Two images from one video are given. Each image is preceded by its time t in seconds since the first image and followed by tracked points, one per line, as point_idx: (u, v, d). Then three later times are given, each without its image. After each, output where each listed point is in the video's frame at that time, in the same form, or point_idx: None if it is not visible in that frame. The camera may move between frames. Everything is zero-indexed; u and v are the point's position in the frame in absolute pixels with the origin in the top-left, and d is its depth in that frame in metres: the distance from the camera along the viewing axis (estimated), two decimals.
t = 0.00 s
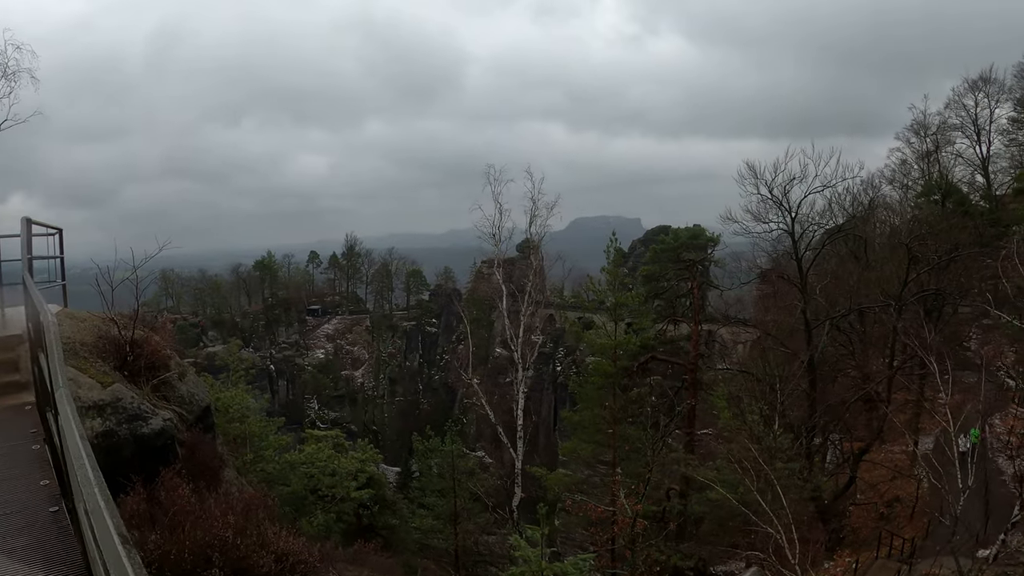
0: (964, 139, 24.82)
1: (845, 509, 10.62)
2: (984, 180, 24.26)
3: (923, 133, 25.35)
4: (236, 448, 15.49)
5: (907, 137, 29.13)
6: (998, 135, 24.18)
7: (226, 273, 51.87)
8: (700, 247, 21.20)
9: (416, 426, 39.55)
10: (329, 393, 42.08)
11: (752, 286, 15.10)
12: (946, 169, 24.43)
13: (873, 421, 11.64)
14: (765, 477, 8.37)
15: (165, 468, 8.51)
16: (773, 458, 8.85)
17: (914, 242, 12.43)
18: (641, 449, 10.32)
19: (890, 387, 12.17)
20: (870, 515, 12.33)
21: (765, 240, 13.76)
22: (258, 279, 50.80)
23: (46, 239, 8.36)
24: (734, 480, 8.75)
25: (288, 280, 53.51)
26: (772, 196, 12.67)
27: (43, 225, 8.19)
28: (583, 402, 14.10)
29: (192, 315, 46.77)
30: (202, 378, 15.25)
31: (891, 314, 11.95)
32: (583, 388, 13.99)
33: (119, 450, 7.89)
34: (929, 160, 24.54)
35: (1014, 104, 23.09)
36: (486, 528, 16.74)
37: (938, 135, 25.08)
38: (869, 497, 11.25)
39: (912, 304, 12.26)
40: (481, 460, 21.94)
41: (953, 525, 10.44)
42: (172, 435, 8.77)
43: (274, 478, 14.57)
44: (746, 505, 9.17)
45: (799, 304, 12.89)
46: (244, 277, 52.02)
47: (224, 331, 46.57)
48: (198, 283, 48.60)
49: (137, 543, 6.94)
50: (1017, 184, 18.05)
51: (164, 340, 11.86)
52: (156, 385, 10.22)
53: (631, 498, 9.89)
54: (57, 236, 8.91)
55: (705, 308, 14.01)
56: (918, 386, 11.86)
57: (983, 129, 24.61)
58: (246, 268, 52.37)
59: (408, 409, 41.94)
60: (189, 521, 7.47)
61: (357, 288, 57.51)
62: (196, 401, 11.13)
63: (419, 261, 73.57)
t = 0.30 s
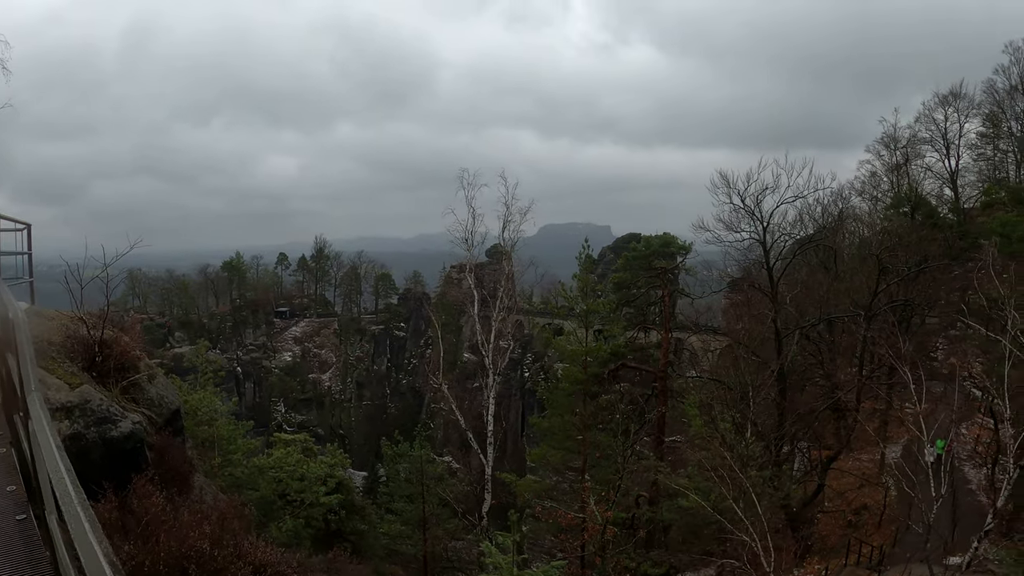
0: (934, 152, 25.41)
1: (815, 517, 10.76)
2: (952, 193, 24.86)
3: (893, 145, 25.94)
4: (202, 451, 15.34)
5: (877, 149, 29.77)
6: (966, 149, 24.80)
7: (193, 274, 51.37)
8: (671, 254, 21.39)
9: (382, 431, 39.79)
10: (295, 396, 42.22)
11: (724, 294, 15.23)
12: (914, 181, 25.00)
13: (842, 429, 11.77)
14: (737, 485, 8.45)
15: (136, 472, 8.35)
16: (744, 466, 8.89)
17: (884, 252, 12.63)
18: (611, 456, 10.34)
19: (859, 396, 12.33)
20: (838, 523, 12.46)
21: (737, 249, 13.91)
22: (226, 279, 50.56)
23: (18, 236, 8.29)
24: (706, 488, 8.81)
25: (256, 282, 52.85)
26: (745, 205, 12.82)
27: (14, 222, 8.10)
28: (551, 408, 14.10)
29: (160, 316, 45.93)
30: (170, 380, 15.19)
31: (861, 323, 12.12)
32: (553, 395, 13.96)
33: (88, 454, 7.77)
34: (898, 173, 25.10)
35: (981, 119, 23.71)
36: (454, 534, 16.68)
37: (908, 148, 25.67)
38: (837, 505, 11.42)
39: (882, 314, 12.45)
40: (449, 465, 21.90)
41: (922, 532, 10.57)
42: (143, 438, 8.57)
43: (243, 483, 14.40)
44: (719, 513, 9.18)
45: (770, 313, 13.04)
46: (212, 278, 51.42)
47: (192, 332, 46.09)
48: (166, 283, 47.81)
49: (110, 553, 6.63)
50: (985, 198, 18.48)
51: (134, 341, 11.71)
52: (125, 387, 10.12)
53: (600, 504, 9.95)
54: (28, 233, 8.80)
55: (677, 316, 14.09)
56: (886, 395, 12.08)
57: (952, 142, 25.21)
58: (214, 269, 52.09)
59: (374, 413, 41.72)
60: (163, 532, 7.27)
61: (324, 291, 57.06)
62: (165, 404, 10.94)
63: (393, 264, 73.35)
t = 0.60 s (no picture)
0: (896, 150, 26.11)
1: (786, 511, 10.91)
2: (914, 190, 25.59)
3: (858, 144, 26.65)
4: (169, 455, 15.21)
5: (840, 146, 30.46)
6: (928, 147, 25.54)
7: (155, 273, 50.25)
8: (638, 251, 21.59)
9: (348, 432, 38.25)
10: (259, 396, 41.68)
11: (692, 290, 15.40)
12: (877, 178, 25.68)
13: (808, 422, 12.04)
14: (710, 480, 8.53)
15: (110, 479, 8.55)
16: (714, 463, 9.00)
17: (847, 249, 12.90)
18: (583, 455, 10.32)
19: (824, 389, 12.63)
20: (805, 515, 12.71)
21: (704, 246, 14.13)
22: (189, 279, 49.87)
23: None
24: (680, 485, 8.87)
25: (219, 281, 51.86)
26: (711, 203, 13.01)
27: None
28: (520, 406, 14.12)
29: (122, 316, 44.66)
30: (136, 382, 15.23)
31: (825, 319, 12.37)
32: (521, 391, 13.98)
33: (60, 463, 7.84)
34: (862, 170, 25.73)
35: (943, 118, 24.42)
36: (424, 533, 16.57)
37: (871, 145, 26.31)
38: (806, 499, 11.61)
39: (846, 309, 12.72)
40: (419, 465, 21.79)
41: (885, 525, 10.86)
42: (114, 445, 8.73)
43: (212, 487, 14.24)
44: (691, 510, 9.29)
45: (738, 310, 13.22)
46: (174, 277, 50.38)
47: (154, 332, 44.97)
48: (127, 282, 46.58)
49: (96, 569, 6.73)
50: (946, 195, 19.05)
51: (103, 344, 11.47)
52: (95, 392, 9.96)
53: (571, 501, 9.98)
54: None
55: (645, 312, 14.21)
56: (851, 389, 12.38)
57: (914, 141, 25.92)
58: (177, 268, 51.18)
59: (340, 412, 41.34)
60: (146, 547, 7.33)
61: (289, 289, 56.31)
62: (135, 409, 10.70)
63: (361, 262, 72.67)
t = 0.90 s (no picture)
0: (882, 148, 26.45)
1: (772, 505, 11.04)
2: (898, 187, 25.96)
3: (844, 141, 26.96)
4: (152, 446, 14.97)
5: (827, 143, 30.80)
6: (913, 145, 25.90)
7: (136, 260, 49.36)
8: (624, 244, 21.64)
9: (332, 421, 37.81)
10: (242, 385, 41.01)
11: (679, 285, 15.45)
12: (862, 175, 25.98)
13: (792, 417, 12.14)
14: (699, 474, 8.58)
15: (99, 472, 8.38)
16: (703, 457, 9.05)
17: (833, 246, 13.03)
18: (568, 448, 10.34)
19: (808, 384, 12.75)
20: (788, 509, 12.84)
21: (691, 240, 14.21)
22: (171, 266, 49.29)
23: None
24: (667, 479, 8.91)
25: (202, 269, 51.17)
26: (698, 197, 13.07)
27: None
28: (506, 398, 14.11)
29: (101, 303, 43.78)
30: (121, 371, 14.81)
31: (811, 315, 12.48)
32: (506, 383, 13.96)
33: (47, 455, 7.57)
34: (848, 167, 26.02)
35: (929, 116, 24.76)
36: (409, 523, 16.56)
37: (857, 143, 26.62)
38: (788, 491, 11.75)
39: (831, 305, 12.85)
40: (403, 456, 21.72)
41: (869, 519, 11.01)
42: (102, 438, 8.52)
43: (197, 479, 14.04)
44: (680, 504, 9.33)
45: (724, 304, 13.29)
46: (156, 265, 49.58)
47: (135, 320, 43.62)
48: (107, 270, 45.66)
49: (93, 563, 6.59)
50: (930, 193, 19.35)
51: (90, 333, 11.23)
52: (83, 383, 9.78)
53: (556, 494, 10.01)
54: None
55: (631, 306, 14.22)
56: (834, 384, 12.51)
57: (900, 139, 26.27)
58: (159, 256, 50.33)
59: (322, 402, 41.08)
60: (143, 544, 7.29)
61: (272, 278, 55.70)
62: (123, 399, 10.59)
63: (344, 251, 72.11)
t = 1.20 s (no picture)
0: (882, 147, 26.48)
1: (770, 502, 11.11)
2: (897, 187, 26.01)
3: (844, 139, 27.02)
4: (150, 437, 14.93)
5: (828, 141, 30.84)
6: (913, 144, 25.95)
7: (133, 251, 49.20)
8: (624, 240, 21.63)
9: (329, 414, 37.80)
10: (239, 376, 40.80)
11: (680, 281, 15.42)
12: (862, 173, 26.01)
13: (791, 414, 12.16)
14: (699, 472, 8.62)
15: (100, 466, 8.37)
16: (705, 453, 9.06)
17: (835, 243, 12.98)
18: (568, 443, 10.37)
19: (808, 381, 12.76)
20: (787, 505, 12.85)
21: (692, 236, 14.22)
22: (169, 257, 49.17)
23: None
24: (667, 476, 8.95)
25: (199, 261, 51.10)
26: (701, 193, 13.08)
27: None
28: (505, 392, 14.12)
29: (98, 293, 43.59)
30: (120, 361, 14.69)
31: (811, 313, 12.48)
32: (506, 378, 13.96)
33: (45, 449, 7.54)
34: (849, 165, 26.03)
35: (929, 116, 24.79)
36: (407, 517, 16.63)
37: (858, 141, 26.68)
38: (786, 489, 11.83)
39: (831, 303, 12.82)
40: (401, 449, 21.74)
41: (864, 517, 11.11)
42: (103, 431, 8.51)
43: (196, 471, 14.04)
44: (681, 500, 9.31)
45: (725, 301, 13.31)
46: (153, 256, 49.46)
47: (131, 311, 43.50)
48: (105, 260, 45.48)
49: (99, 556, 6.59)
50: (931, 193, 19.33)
51: (89, 323, 11.16)
52: (83, 373, 9.76)
53: (555, 489, 10.05)
54: None
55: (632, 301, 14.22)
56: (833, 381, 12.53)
57: (900, 138, 26.31)
58: (157, 246, 50.20)
59: (319, 394, 41.10)
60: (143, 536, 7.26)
61: (269, 270, 55.68)
62: (123, 391, 10.57)
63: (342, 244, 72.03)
